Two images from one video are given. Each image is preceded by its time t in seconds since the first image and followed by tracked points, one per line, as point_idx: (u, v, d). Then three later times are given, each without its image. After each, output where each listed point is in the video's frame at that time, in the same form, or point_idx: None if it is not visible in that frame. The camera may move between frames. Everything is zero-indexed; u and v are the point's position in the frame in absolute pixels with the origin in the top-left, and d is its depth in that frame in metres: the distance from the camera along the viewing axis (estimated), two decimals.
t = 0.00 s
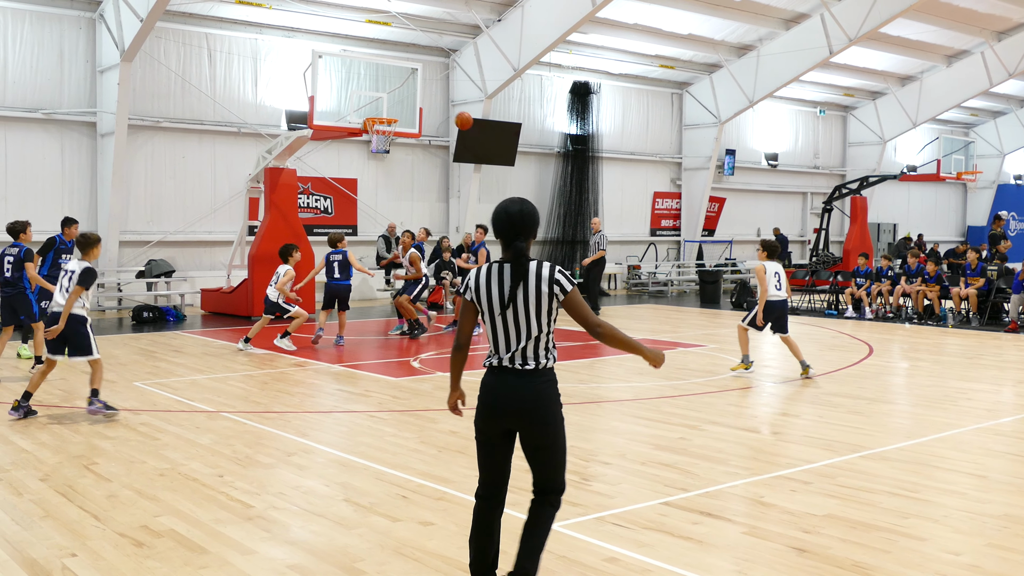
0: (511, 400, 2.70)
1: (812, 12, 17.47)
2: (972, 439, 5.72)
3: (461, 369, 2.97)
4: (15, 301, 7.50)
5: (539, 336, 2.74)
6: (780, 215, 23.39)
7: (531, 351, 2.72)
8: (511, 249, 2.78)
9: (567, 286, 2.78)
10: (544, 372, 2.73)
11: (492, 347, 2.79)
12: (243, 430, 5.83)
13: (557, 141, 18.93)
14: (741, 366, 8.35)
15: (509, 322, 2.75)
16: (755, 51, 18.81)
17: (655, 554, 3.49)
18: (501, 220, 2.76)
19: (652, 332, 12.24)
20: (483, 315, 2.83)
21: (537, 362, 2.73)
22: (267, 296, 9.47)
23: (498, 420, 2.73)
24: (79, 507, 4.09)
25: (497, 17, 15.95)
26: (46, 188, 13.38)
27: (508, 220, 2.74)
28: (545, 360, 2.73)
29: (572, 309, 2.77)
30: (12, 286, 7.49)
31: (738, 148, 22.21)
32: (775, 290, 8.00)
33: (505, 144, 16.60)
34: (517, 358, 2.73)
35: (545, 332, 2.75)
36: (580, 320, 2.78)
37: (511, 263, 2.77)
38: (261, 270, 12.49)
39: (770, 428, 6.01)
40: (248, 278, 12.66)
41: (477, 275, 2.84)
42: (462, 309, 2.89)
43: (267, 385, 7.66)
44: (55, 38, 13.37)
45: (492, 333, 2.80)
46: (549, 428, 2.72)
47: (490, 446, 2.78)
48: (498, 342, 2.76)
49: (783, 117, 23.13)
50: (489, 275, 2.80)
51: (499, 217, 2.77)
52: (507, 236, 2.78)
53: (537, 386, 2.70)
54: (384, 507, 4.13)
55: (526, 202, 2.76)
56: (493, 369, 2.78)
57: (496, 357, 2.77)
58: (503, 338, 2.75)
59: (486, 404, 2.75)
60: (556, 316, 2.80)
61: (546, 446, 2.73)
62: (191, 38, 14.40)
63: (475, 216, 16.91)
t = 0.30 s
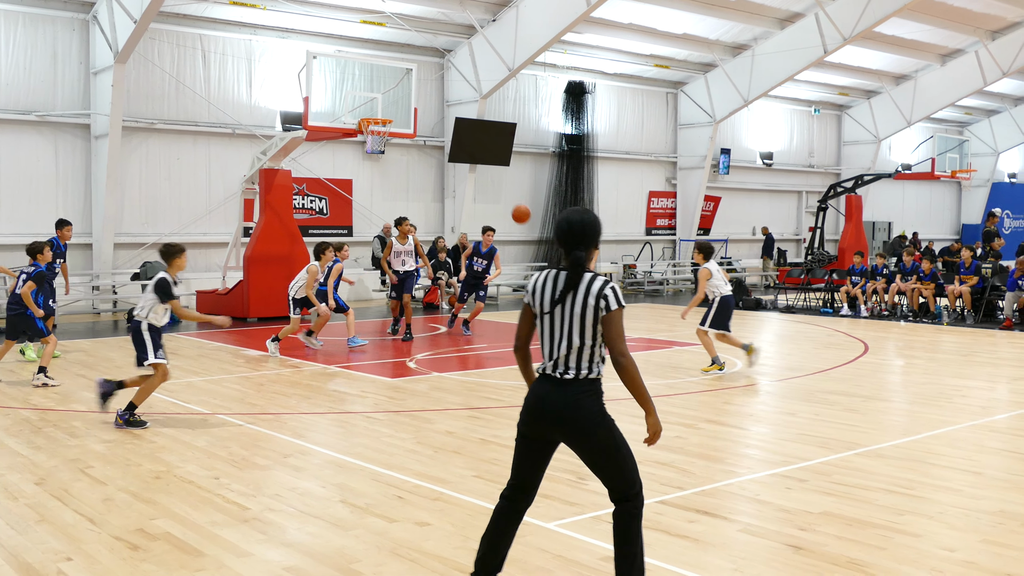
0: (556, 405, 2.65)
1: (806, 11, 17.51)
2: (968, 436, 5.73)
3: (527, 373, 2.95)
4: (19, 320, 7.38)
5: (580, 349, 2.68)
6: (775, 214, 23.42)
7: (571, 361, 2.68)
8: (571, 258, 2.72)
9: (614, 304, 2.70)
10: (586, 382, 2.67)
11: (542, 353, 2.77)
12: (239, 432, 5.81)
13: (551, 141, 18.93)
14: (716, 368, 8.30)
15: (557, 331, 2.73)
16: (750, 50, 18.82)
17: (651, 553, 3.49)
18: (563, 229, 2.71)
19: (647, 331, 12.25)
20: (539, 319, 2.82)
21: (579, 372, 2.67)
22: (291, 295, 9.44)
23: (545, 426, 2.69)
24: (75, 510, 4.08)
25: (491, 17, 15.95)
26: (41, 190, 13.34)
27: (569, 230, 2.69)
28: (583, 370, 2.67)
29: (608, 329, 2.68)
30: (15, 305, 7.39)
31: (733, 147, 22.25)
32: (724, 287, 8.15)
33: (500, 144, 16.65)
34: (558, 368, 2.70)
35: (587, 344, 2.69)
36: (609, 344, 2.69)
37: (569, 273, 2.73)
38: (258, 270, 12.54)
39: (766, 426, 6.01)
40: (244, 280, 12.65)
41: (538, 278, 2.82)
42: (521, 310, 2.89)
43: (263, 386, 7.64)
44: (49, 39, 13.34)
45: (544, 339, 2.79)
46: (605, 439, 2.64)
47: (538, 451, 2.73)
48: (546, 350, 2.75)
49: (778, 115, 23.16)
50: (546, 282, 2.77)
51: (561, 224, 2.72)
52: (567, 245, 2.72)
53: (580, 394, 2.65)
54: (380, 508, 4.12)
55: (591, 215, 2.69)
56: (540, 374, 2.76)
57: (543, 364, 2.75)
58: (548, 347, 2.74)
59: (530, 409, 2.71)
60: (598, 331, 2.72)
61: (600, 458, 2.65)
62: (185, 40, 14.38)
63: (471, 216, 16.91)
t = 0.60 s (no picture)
0: (585, 395, 2.67)
1: (767, 11, 17.73)
2: (925, 430, 5.87)
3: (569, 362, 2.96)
4: None
5: (620, 334, 2.67)
6: (737, 212, 23.70)
7: (610, 346, 2.68)
8: (619, 246, 2.76)
9: (654, 291, 2.66)
10: (620, 370, 2.66)
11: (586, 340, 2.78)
12: (200, 433, 5.77)
13: (515, 139, 18.96)
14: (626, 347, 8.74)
15: (599, 318, 2.74)
16: (712, 49, 19.02)
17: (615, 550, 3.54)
18: (609, 216, 2.75)
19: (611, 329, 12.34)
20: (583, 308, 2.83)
21: (614, 358, 2.66)
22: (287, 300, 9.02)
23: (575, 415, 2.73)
24: (32, 515, 4.02)
25: (454, 15, 15.94)
26: None
27: (616, 216, 2.73)
28: (619, 358, 2.66)
29: (646, 316, 2.64)
30: None
31: (695, 145, 22.50)
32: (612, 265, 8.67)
33: (464, 142, 16.67)
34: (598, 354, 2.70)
35: (624, 332, 2.67)
36: (647, 336, 2.65)
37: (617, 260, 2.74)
38: (218, 271, 12.40)
39: (728, 423, 6.10)
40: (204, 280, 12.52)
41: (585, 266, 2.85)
42: (567, 298, 2.91)
43: (225, 387, 7.58)
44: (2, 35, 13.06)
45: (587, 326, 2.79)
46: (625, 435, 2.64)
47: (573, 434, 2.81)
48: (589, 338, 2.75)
49: (738, 114, 23.45)
50: (592, 268, 2.79)
51: (607, 212, 2.77)
52: (614, 233, 2.76)
53: (610, 386, 2.64)
54: (345, 509, 4.12)
55: (640, 202, 2.73)
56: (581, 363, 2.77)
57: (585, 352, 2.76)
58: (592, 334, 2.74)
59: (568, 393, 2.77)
60: (637, 319, 2.68)
61: (618, 466, 2.65)
62: (144, 37, 14.19)
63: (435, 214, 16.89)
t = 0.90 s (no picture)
0: (649, 411, 2.72)
1: (751, 9, 17.80)
2: (910, 428, 5.92)
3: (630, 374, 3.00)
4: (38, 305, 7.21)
5: (680, 345, 2.69)
6: (722, 210, 23.81)
7: (673, 358, 2.70)
8: (676, 254, 2.76)
9: (712, 298, 2.66)
10: (682, 385, 2.67)
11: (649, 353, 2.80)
12: (186, 432, 5.75)
13: (501, 137, 18.97)
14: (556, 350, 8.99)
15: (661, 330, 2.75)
16: (697, 47, 19.08)
17: (602, 548, 3.56)
18: (664, 225, 2.76)
19: (598, 327, 12.37)
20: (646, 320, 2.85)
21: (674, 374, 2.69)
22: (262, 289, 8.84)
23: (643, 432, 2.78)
24: (17, 513, 4.01)
25: (439, 13, 15.91)
26: None
27: (670, 224, 2.74)
28: (683, 371, 2.68)
29: (707, 325, 2.66)
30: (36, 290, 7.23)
31: (680, 144, 22.59)
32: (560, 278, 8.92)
33: (450, 139, 16.66)
34: (661, 368, 2.72)
35: (684, 344, 2.69)
36: (710, 342, 2.68)
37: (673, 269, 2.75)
38: (204, 269, 12.34)
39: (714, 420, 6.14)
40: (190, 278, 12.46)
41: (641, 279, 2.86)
42: (629, 312, 2.94)
43: (211, 385, 7.56)
44: None
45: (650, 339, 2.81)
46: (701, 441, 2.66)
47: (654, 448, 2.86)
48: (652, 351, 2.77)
49: (724, 112, 23.54)
50: (651, 279, 2.80)
51: (660, 221, 2.78)
52: (669, 242, 2.77)
53: (674, 401, 2.67)
54: (331, 507, 4.13)
55: (691, 210, 2.72)
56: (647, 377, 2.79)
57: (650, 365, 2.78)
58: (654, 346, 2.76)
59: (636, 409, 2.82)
60: (700, 329, 2.70)
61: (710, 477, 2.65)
62: (128, 34, 14.09)
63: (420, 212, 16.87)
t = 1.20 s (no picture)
0: (718, 405, 2.61)
1: (752, 7, 17.78)
2: (910, 426, 5.93)
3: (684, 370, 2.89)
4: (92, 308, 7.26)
5: (748, 338, 2.61)
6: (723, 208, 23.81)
7: (744, 351, 2.60)
8: (738, 247, 2.69)
9: (786, 289, 2.60)
10: (752, 377, 2.59)
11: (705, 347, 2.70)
12: (187, 430, 5.75)
13: (501, 136, 18.97)
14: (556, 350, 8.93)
15: (724, 321, 2.66)
16: (698, 45, 19.07)
17: (602, 547, 3.56)
18: (724, 216, 2.69)
19: (598, 325, 12.38)
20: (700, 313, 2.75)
21: (743, 365, 2.60)
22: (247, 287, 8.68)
23: (706, 428, 2.66)
24: (18, 510, 4.01)
25: (440, 11, 15.90)
26: None
27: (731, 215, 2.67)
28: (755, 364, 2.60)
29: (779, 316, 2.61)
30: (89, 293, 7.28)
31: (680, 142, 22.59)
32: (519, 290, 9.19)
33: (451, 138, 16.67)
34: (727, 359, 2.62)
35: (757, 336, 2.61)
36: (780, 335, 2.64)
37: (737, 260, 2.67)
38: (204, 268, 12.33)
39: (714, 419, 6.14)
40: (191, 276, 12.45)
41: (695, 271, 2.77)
42: (680, 305, 2.84)
43: (211, 383, 7.56)
44: None
45: (709, 331, 2.71)
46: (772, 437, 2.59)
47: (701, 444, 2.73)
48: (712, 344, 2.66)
49: (725, 110, 23.52)
50: (708, 271, 2.71)
51: (718, 213, 2.71)
52: (728, 234, 2.70)
53: (748, 392, 2.58)
54: (332, 505, 4.13)
55: (753, 201, 2.67)
56: (703, 372, 2.69)
57: (709, 359, 2.67)
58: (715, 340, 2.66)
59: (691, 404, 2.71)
60: (770, 321, 2.64)
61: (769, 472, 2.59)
62: (129, 32, 14.08)
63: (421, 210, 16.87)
